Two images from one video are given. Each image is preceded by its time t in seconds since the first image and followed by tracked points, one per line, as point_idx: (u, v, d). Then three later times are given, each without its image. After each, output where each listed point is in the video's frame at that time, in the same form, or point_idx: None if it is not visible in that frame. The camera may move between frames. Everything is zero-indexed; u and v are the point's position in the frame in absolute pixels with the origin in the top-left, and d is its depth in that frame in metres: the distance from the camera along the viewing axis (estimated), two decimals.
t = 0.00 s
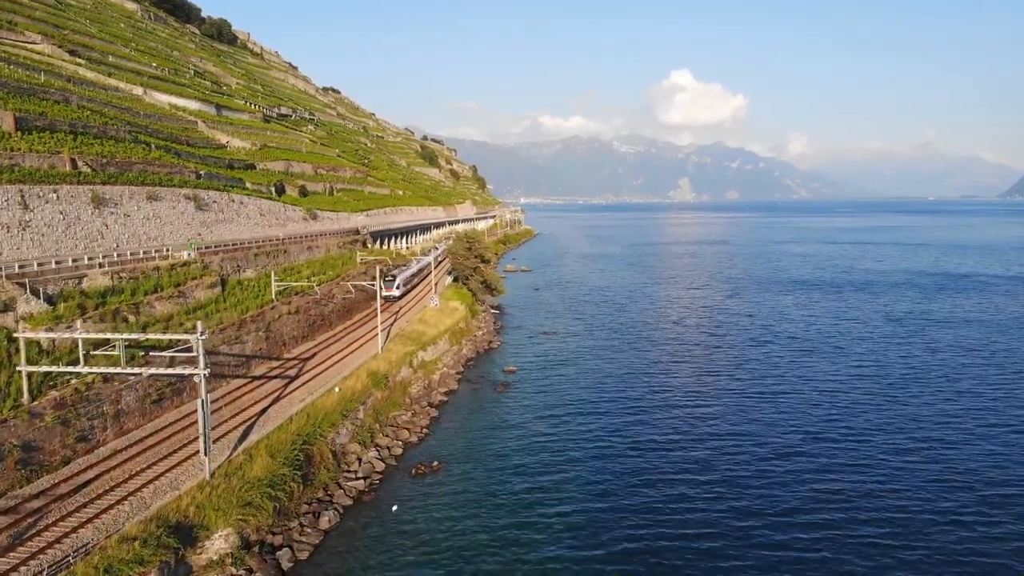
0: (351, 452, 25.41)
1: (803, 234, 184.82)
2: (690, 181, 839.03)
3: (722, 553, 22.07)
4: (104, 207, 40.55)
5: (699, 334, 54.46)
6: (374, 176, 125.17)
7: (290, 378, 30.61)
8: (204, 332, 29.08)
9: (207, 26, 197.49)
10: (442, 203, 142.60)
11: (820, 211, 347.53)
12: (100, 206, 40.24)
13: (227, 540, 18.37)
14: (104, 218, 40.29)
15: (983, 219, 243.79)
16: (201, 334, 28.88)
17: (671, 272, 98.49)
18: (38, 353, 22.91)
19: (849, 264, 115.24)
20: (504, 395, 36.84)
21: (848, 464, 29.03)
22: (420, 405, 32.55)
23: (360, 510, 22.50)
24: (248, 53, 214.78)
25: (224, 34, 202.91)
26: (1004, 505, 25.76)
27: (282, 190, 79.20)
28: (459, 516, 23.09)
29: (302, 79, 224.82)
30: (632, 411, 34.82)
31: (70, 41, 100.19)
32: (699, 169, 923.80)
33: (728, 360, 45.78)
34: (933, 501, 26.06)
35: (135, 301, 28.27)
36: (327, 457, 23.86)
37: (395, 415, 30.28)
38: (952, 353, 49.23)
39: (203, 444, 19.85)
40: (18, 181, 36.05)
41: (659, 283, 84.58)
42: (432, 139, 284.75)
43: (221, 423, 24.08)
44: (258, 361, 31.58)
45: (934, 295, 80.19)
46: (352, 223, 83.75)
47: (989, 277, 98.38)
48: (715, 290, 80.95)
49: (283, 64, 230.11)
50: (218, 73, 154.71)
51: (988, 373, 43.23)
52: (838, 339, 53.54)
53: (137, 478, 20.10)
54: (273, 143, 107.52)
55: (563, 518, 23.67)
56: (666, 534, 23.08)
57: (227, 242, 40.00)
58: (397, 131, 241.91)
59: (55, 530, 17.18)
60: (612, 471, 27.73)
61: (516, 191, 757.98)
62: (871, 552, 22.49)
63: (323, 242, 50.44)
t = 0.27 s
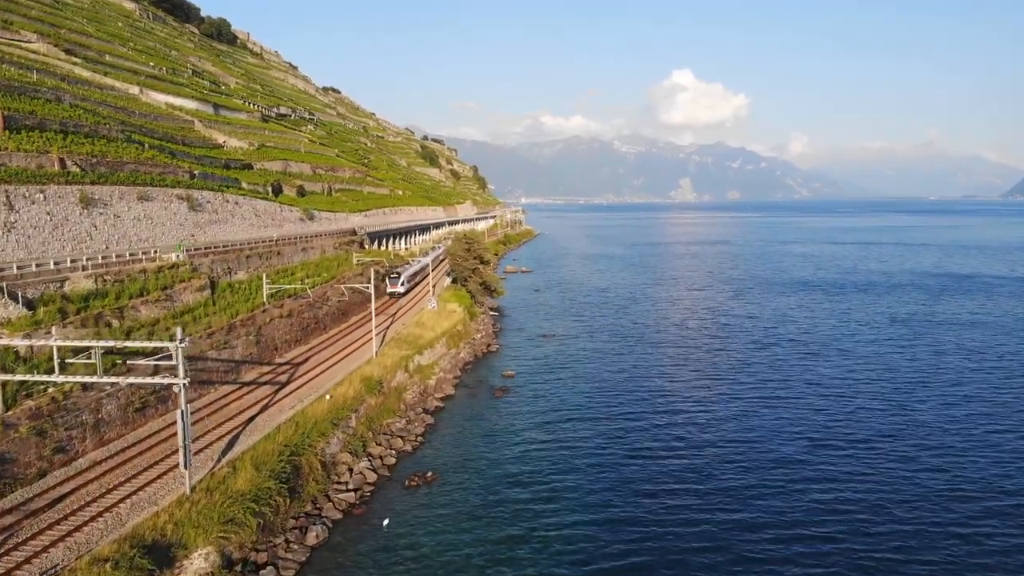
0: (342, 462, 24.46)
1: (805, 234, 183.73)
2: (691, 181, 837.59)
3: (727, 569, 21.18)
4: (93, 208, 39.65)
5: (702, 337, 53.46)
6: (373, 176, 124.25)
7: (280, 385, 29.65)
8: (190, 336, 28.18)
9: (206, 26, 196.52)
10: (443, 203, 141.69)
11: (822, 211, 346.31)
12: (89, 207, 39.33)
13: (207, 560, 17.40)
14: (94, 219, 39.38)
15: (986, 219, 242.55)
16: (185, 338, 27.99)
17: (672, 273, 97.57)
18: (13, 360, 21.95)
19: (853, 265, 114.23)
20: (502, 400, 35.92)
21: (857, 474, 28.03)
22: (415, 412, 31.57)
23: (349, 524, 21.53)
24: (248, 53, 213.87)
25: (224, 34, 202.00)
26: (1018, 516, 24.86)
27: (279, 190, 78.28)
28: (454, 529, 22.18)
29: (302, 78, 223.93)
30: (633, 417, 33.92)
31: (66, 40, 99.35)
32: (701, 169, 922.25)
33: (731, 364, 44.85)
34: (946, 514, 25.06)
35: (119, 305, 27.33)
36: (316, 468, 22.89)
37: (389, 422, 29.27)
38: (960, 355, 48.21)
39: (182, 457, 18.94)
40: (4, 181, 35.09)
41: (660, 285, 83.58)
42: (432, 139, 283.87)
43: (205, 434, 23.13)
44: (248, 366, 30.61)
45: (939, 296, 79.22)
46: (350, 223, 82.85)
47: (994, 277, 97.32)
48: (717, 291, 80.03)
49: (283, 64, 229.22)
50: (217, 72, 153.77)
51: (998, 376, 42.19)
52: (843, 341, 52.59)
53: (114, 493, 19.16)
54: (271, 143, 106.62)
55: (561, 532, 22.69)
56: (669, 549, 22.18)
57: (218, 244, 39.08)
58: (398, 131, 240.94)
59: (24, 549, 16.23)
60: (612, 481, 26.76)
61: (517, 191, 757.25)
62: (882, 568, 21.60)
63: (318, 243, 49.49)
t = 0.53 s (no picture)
0: (332, 472, 23.50)
1: (808, 234, 182.58)
2: (692, 181, 836.42)
3: None
4: (82, 208, 38.74)
5: (704, 339, 52.41)
6: (373, 175, 123.34)
7: (269, 391, 28.73)
8: (179, 341, 27.28)
9: (206, 24, 195.59)
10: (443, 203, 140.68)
11: (823, 211, 345.45)
12: (77, 206, 38.39)
13: None
14: (82, 220, 38.45)
15: (987, 219, 241.70)
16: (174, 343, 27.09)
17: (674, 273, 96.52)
18: None
19: (856, 265, 113.17)
20: (500, 404, 34.98)
21: (867, 485, 26.97)
22: (409, 418, 30.60)
23: (339, 538, 20.56)
24: (247, 52, 212.77)
25: (224, 32, 201.12)
26: None
27: (276, 190, 77.33)
28: (447, 543, 21.20)
29: (302, 77, 223.03)
30: (635, 422, 32.97)
31: (63, 38, 98.46)
32: (702, 169, 920.77)
33: (734, 367, 43.91)
34: (961, 528, 24.01)
35: (103, 307, 26.41)
36: (304, 479, 21.91)
37: (381, 429, 28.30)
38: (969, 357, 47.14)
39: (160, 469, 18.02)
40: None
41: (662, 285, 82.58)
42: (433, 139, 282.90)
43: (187, 443, 22.18)
44: (238, 371, 29.77)
45: (944, 297, 78.23)
46: (347, 223, 81.88)
47: (999, 278, 96.26)
48: (719, 291, 79.10)
49: (283, 63, 228.29)
50: (216, 71, 152.84)
51: (1009, 380, 41.10)
52: (848, 343, 51.63)
53: (89, 507, 18.19)
54: (270, 143, 105.70)
55: (560, 546, 21.62)
56: (672, 564, 21.19)
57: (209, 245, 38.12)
58: (399, 130, 240.07)
59: None
60: (612, 491, 25.70)
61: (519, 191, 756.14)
62: None
63: (313, 243, 48.51)
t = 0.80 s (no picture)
0: (320, 483, 22.58)
1: (809, 234, 181.54)
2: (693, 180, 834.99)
3: None
4: (69, 207, 37.79)
5: (707, 341, 51.33)
6: (371, 174, 122.37)
7: (258, 397, 27.81)
8: (164, 345, 26.32)
9: (205, 23, 194.55)
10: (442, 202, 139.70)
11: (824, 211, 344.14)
12: (64, 206, 37.41)
13: None
14: (69, 220, 37.47)
15: (989, 219, 240.58)
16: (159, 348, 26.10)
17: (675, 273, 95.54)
18: None
19: (859, 265, 112.21)
20: (497, 409, 34.06)
21: (878, 497, 25.88)
22: (404, 424, 29.63)
23: (326, 554, 19.61)
24: (246, 50, 211.64)
25: (223, 31, 200.03)
26: None
27: (273, 189, 76.39)
28: (440, 557, 20.27)
29: (301, 76, 222.03)
30: (635, 428, 32.07)
31: (58, 36, 97.55)
32: (703, 168, 919.28)
33: (737, 370, 43.01)
34: (978, 545, 22.93)
35: (85, 311, 25.40)
36: (291, 490, 20.98)
37: (374, 436, 27.38)
38: (979, 361, 46.00)
39: (136, 482, 17.13)
40: None
41: (663, 286, 81.52)
42: (433, 138, 281.87)
43: (169, 453, 21.25)
44: (226, 376, 28.87)
45: (948, 298, 77.34)
46: (345, 223, 80.90)
47: (1005, 278, 95.09)
48: (721, 292, 78.19)
49: (283, 62, 227.29)
50: (214, 69, 151.85)
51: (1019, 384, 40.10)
52: (853, 345, 50.73)
53: (62, 523, 17.25)
54: (267, 141, 104.73)
55: (558, 562, 20.55)
56: None
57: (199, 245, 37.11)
58: (399, 129, 239.11)
59: None
60: (614, 503, 24.63)
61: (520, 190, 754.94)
62: None
63: (308, 244, 47.50)
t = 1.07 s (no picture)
0: (307, 495, 21.64)
1: (810, 234, 180.61)
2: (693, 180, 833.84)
3: None
4: (55, 208, 36.78)
5: (709, 344, 50.34)
6: (369, 173, 121.35)
7: (245, 404, 26.85)
8: (147, 351, 25.32)
9: (203, 22, 193.42)
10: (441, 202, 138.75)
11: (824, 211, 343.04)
12: (49, 206, 36.40)
13: None
14: (55, 220, 36.46)
15: (990, 219, 239.69)
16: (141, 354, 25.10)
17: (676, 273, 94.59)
18: None
19: (860, 265, 111.35)
20: (494, 414, 33.17)
21: (889, 510, 24.90)
22: (396, 432, 28.72)
23: (311, 572, 18.65)
24: (244, 49, 210.47)
25: (221, 30, 198.90)
26: None
27: (268, 189, 75.41)
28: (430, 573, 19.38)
29: (300, 75, 220.92)
30: (635, 435, 31.17)
31: (52, 34, 96.40)
32: (703, 168, 918.21)
33: (739, 373, 42.12)
34: (990, 559, 22.07)
35: (64, 315, 24.35)
36: (276, 505, 20.02)
37: (365, 445, 26.42)
38: (987, 364, 45.06)
39: (106, 499, 16.14)
40: None
41: (664, 286, 80.52)
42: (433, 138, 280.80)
43: (148, 465, 20.29)
44: (213, 382, 27.92)
45: (951, 299, 76.50)
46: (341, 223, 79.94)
47: (1008, 279, 94.23)
48: (722, 293, 77.33)
49: (281, 61, 226.26)
50: (212, 68, 150.79)
51: None
52: (856, 347, 49.86)
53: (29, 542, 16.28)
54: (264, 141, 103.73)
55: None
56: None
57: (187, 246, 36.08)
58: (398, 129, 238.13)
59: None
60: (614, 516, 23.63)
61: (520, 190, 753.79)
62: None
63: (301, 244, 46.45)
